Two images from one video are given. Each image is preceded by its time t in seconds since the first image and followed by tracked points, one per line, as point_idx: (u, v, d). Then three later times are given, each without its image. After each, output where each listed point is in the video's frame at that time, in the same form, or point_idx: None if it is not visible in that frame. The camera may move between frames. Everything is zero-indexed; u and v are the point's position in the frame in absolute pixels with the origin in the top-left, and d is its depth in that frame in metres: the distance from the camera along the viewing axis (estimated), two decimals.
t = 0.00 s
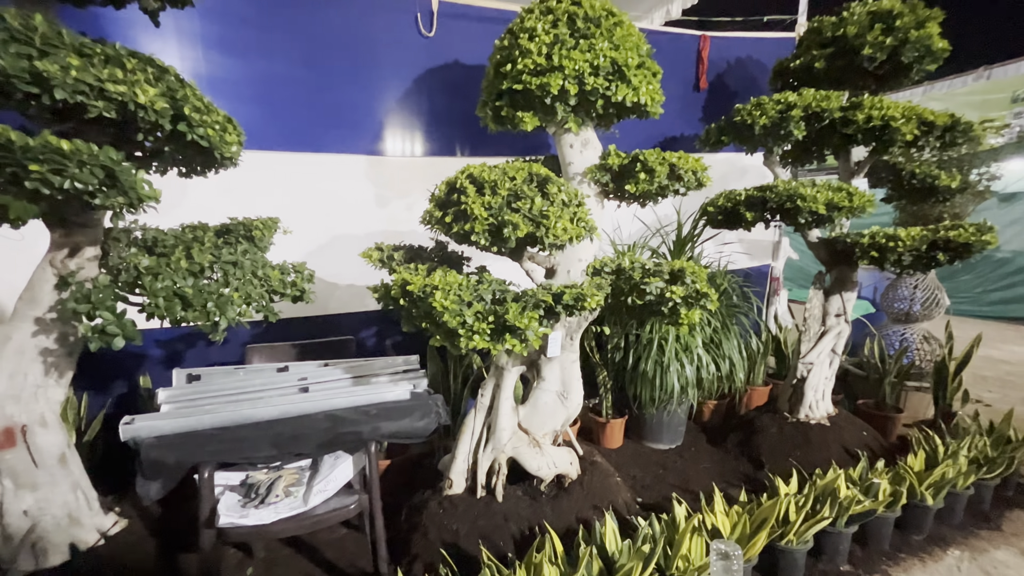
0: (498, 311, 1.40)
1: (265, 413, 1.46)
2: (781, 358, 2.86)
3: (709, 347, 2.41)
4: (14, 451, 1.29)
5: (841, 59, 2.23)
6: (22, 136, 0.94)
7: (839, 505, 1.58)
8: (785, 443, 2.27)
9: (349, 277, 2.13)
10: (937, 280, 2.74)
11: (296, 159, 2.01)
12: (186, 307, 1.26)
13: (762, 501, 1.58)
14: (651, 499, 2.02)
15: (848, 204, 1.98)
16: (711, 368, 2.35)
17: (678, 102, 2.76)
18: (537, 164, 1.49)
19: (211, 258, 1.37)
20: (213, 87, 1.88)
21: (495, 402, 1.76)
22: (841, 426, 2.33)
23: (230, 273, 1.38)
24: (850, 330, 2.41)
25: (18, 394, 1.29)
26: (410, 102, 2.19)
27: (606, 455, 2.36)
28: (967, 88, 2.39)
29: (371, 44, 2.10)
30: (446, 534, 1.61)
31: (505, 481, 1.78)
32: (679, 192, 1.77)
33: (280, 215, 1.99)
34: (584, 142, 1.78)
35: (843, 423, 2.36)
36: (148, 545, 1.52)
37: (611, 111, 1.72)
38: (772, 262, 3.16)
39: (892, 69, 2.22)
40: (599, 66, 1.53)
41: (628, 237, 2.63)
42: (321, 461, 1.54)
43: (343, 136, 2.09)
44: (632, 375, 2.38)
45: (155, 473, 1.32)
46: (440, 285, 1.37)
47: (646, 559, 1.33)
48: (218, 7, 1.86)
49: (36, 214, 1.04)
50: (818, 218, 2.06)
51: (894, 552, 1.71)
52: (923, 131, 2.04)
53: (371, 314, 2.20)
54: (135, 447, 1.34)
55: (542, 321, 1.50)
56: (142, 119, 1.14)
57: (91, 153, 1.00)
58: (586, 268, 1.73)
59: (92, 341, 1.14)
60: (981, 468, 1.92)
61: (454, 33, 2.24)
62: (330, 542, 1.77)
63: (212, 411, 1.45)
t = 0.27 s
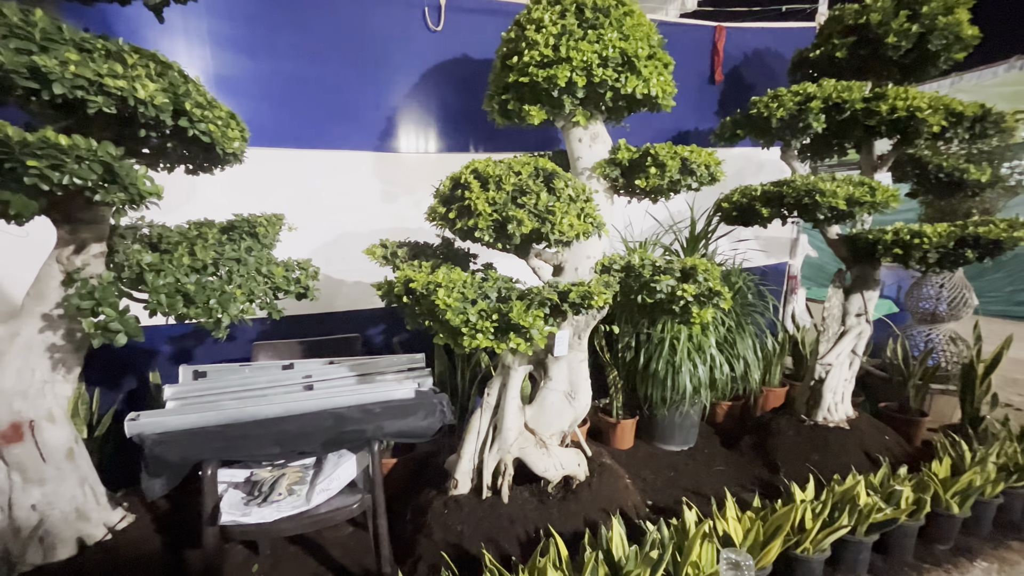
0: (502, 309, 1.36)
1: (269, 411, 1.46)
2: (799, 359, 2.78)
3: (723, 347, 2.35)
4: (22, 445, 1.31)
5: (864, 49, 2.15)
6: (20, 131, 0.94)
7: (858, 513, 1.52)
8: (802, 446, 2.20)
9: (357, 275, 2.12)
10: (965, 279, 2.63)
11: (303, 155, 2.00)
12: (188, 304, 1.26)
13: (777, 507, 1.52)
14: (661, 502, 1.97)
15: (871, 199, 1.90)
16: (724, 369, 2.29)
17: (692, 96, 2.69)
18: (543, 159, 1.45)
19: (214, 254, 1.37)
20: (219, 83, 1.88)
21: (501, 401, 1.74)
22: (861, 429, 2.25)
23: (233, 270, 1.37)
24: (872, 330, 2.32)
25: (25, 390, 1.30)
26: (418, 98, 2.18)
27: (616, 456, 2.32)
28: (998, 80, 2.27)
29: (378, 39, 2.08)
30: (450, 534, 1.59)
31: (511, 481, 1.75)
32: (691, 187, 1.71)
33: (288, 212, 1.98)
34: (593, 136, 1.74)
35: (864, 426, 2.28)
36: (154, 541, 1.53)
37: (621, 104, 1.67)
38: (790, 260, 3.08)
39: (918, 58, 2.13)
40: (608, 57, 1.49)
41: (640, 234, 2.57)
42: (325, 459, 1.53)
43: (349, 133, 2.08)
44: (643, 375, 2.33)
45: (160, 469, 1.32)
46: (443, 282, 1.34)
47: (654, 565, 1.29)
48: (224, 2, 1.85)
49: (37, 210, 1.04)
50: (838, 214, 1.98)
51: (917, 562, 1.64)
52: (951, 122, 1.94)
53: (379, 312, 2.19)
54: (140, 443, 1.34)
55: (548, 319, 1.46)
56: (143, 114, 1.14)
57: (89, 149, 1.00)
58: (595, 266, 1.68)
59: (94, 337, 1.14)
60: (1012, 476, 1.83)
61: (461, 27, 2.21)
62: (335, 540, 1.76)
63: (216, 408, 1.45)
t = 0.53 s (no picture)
0: (501, 308, 1.35)
1: (268, 409, 1.46)
2: (808, 360, 2.73)
3: (729, 347, 2.31)
4: (23, 441, 1.32)
5: (876, 42, 2.09)
6: (16, 127, 0.94)
7: (867, 518, 1.48)
8: (810, 449, 2.16)
9: (359, 273, 2.11)
10: (981, 278, 2.56)
11: (305, 153, 2.00)
12: (186, 301, 1.26)
13: (782, 512, 1.49)
14: (665, 504, 1.95)
15: (882, 196, 1.85)
16: (730, 370, 2.25)
17: (699, 92, 2.65)
18: (544, 155, 1.43)
19: (213, 252, 1.37)
20: (222, 81, 1.88)
21: (502, 401, 1.72)
22: (871, 432, 2.20)
23: (232, 268, 1.37)
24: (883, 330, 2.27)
25: (27, 386, 1.31)
26: (421, 96, 2.17)
27: (620, 457, 2.29)
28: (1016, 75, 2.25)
29: (381, 37, 2.08)
30: (450, 534, 1.58)
31: (511, 482, 1.73)
32: (696, 184, 1.69)
33: (290, 211, 1.98)
34: (596, 132, 1.71)
35: (874, 429, 2.23)
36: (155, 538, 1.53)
37: (624, 99, 1.64)
38: (799, 259, 3.02)
39: (932, 51, 2.07)
40: (610, 51, 1.46)
41: (645, 233, 2.54)
42: (324, 457, 1.53)
43: (351, 131, 2.08)
44: (648, 375, 2.30)
45: (159, 466, 1.33)
46: (442, 280, 1.33)
47: (655, 569, 1.27)
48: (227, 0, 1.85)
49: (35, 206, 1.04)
50: (848, 212, 1.94)
51: (927, 569, 1.60)
52: (967, 117, 1.89)
53: (381, 310, 2.19)
54: (139, 440, 1.34)
55: (548, 318, 1.44)
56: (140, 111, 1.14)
57: (84, 145, 1.01)
58: (597, 264, 1.67)
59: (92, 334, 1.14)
60: None
61: (464, 24, 2.20)
62: (335, 539, 1.75)
63: (216, 405, 1.45)
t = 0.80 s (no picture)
0: (503, 306, 1.34)
1: (270, 407, 1.46)
2: (817, 360, 2.69)
3: (737, 347, 2.28)
4: (29, 437, 1.33)
5: (888, 37, 2.05)
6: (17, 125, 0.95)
7: (876, 522, 1.45)
8: (818, 450, 2.13)
9: (363, 271, 2.11)
10: (996, 278, 2.51)
11: (309, 151, 2.00)
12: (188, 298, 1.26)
13: (789, 515, 1.46)
14: (669, 505, 1.93)
15: (893, 193, 1.81)
16: (738, 370, 2.22)
17: (706, 88, 2.62)
18: (547, 152, 1.42)
19: (216, 249, 1.37)
20: (227, 79, 1.88)
21: (505, 400, 1.71)
22: (881, 434, 2.16)
23: (235, 265, 1.37)
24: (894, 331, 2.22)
25: (32, 382, 1.32)
26: (425, 93, 2.16)
27: (625, 457, 2.27)
28: None
29: (385, 34, 2.07)
30: (452, 534, 1.57)
31: (514, 481, 1.72)
32: (702, 181, 1.66)
33: (294, 208, 1.99)
34: (601, 129, 1.69)
35: (884, 431, 2.19)
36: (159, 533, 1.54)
37: (629, 95, 1.62)
38: (808, 257, 2.98)
39: (946, 45, 2.02)
40: (615, 47, 1.44)
41: (651, 231, 2.51)
42: (327, 455, 1.53)
43: (356, 128, 2.07)
44: (653, 375, 2.28)
45: (162, 463, 1.33)
46: (444, 278, 1.32)
47: (658, 572, 1.25)
48: None
49: (38, 204, 1.05)
50: (859, 210, 1.90)
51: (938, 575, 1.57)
52: (982, 112, 1.84)
53: (385, 308, 2.18)
54: (143, 436, 1.35)
55: (551, 317, 1.43)
56: (142, 108, 1.15)
57: (86, 142, 1.02)
58: (601, 262, 1.65)
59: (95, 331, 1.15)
60: None
61: (469, 20, 2.19)
62: (338, 537, 1.75)
63: (219, 402, 1.45)
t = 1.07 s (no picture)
0: (500, 302, 1.31)
1: (264, 403, 1.44)
2: (818, 357, 2.67)
3: (737, 344, 2.26)
4: (19, 433, 1.31)
5: (893, 30, 2.02)
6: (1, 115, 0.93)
7: (877, 522, 1.43)
8: (819, 449, 2.11)
9: (360, 266, 2.09)
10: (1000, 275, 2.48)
11: (305, 145, 1.97)
12: (180, 294, 1.24)
13: (789, 514, 1.44)
14: (668, 503, 1.91)
15: (897, 189, 1.78)
16: (738, 368, 2.20)
17: (708, 83, 2.59)
18: (546, 145, 1.39)
19: (208, 244, 1.35)
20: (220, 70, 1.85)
21: (502, 397, 1.69)
22: (882, 433, 2.15)
23: (228, 260, 1.35)
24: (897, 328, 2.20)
25: (22, 378, 1.30)
26: (423, 86, 2.13)
27: (623, 454, 2.26)
28: None
29: (383, 27, 2.04)
30: (447, 532, 1.56)
31: (511, 479, 1.71)
32: (703, 176, 1.63)
33: (290, 203, 1.96)
34: (601, 122, 1.66)
35: (885, 430, 2.18)
36: (153, 531, 1.53)
37: (629, 88, 1.59)
38: (809, 254, 2.96)
39: (952, 38, 1.99)
40: (615, 38, 1.41)
41: (651, 227, 2.49)
42: (322, 453, 1.51)
43: (352, 122, 2.05)
44: (653, 372, 2.26)
45: (154, 459, 1.31)
46: (440, 273, 1.30)
47: (656, 572, 1.23)
48: None
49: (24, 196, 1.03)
50: (862, 205, 1.88)
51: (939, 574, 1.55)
52: (988, 107, 1.81)
53: (382, 304, 2.16)
54: (135, 433, 1.33)
55: (549, 313, 1.40)
56: (131, 99, 1.12)
57: (72, 133, 1.00)
58: (600, 258, 1.62)
59: (85, 327, 1.13)
60: None
61: (467, 12, 2.15)
62: (334, 534, 1.74)
63: (212, 399, 1.43)
